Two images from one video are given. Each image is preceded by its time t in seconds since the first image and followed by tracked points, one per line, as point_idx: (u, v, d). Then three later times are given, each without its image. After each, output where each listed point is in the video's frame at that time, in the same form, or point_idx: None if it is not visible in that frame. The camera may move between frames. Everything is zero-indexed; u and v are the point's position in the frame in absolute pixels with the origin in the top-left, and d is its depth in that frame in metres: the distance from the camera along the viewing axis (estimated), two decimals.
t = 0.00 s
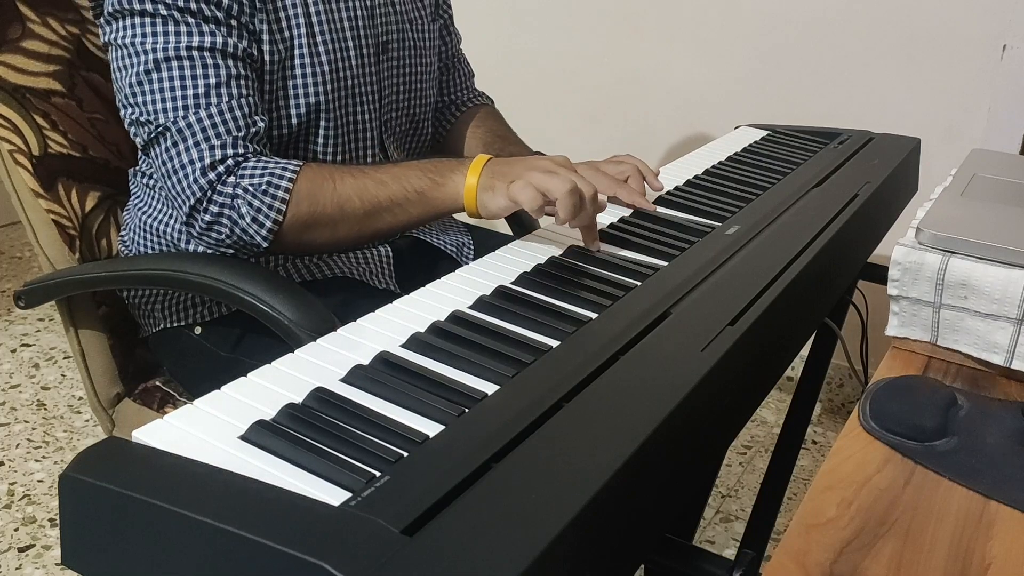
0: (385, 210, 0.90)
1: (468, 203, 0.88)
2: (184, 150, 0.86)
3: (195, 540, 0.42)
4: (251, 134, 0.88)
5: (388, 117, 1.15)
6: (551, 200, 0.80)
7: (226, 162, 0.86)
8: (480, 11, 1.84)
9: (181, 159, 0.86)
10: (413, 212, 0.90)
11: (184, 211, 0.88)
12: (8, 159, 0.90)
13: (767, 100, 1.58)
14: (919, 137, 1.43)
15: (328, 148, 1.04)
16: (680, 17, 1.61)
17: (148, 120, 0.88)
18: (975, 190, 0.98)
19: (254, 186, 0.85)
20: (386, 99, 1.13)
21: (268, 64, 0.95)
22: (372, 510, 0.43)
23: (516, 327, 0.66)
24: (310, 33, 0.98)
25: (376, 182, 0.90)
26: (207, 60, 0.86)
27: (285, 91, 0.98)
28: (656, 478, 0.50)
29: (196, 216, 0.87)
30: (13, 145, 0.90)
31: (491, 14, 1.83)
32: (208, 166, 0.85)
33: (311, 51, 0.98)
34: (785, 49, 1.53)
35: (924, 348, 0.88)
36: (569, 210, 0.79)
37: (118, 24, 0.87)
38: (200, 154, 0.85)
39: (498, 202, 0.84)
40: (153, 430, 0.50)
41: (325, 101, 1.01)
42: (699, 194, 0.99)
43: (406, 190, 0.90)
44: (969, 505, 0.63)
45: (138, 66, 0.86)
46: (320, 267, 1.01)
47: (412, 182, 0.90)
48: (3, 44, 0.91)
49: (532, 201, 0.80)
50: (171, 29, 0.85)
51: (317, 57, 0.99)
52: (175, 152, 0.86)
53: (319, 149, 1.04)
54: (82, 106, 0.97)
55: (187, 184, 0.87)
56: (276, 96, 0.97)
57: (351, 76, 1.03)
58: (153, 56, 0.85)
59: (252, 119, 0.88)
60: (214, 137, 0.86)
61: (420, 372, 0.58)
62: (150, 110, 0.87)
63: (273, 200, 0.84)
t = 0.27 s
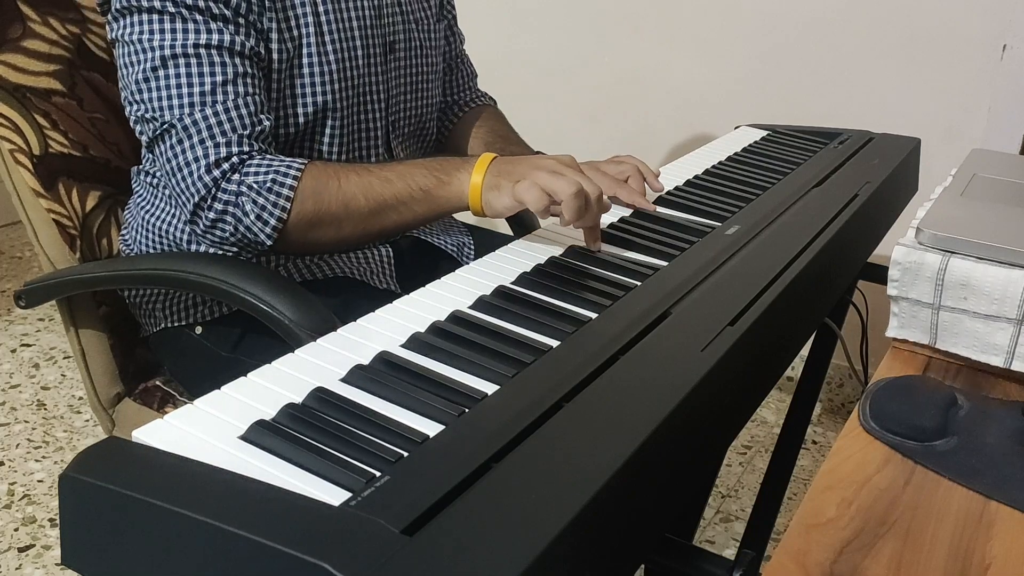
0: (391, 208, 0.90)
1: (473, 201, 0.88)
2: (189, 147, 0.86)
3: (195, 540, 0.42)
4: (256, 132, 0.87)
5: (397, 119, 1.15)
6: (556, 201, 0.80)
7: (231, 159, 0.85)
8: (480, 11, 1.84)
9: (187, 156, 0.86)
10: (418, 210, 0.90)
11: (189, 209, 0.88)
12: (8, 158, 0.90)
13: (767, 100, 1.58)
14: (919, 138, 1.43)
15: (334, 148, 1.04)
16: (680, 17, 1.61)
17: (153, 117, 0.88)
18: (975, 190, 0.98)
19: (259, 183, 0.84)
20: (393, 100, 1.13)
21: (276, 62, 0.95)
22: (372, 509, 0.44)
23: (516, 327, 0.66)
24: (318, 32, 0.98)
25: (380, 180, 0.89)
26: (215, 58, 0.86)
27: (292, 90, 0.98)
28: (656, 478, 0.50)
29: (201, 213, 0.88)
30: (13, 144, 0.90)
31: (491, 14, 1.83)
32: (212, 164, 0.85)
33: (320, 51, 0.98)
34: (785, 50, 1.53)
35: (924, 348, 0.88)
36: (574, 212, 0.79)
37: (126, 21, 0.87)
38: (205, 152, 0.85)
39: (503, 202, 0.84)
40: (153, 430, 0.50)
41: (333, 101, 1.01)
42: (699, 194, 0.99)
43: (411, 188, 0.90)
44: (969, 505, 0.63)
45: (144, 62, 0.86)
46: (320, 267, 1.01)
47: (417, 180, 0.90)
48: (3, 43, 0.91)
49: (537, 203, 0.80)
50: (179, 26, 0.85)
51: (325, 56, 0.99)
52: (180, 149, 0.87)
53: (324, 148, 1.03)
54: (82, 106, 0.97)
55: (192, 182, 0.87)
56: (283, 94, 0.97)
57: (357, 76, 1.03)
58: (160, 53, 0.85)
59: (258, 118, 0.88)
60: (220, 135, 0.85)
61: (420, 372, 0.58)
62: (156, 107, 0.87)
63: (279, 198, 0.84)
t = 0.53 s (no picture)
0: (393, 198, 0.89)
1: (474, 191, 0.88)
2: (191, 143, 0.86)
3: (195, 539, 0.42)
4: (259, 129, 0.87)
5: (399, 118, 1.15)
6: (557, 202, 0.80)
7: (232, 154, 0.85)
8: (480, 11, 1.84)
9: (188, 152, 0.86)
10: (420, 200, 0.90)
11: (190, 205, 0.88)
12: (8, 158, 0.90)
13: (767, 100, 1.58)
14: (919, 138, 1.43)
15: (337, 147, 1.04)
16: (680, 17, 1.61)
17: (156, 113, 0.88)
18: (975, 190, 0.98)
19: (260, 177, 0.84)
20: (396, 99, 1.13)
21: (280, 60, 0.95)
22: (372, 509, 0.44)
23: (516, 327, 0.66)
24: (322, 31, 0.98)
25: (382, 171, 0.89)
26: (218, 54, 0.86)
27: (294, 89, 0.98)
28: (656, 478, 0.50)
29: (202, 209, 0.87)
30: (14, 144, 0.91)
31: (491, 14, 1.83)
32: (214, 159, 0.85)
33: (324, 50, 0.98)
34: (785, 49, 1.53)
35: (924, 348, 0.88)
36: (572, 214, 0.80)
37: (131, 18, 0.87)
38: (207, 147, 0.85)
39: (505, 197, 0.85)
40: (154, 430, 0.50)
41: (336, 100, 1.01)
42: (699, 194, 0.99)
43: (413, 178, 0.90)
44: (969, 505, 0.63)
45: (148, 59, 0.86)
46: (320, 267, 1.01)
47: (418, 170, 0.90)
48: (3, 43, 0.91)
49: (541, 204, 0.80)
50: (182, 22, 0.85)
51: (329, 55, 0.99)
52: (182, 144, 0.86)
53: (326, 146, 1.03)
54: (82, 106, 0.97)
55: (194, 178, 0.86)
56: (287, 92, 0.97)
57: (360, 75, 1.03)
58: (164, 49, 0.85)
59: (261, 115, 0.87)
60: (222, 131, 0.85)
61: (420, 373, 0.58)
62: (159, 104, 0.87)
63: (280, 191, 0.84)
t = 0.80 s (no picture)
0: (390, 180, 0.89)
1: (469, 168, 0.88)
2: (187, 139, 0.86)
3: (194, 539, 0.42)
4: (255, 125, 0.87)
5: (397, 118, 1.15)
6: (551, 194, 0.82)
7: (228, 149, 0.85)
8: (480, 11, 1.84)
9: (184, 149, 0.86)
10: (418, 180, 0.90)
11: (188, 201, 0.88)
12: (8, 158, 0.90)
13: (767, 100, 1.57)
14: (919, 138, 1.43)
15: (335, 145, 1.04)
16: (680, 17, 1.61)
17: (154, 110, 0.88)
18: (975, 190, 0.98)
19: (255, 170, 0.84)
20: (394, 99, 1.13)
21: (278, 58, 0.95)
22: (372, 509, 0.43)
23: (516, 327, 0.66)
24: (321, 30, 0.98)
25: (376, 154, 0.89)
26: (216, 51, 0.86)
27: (292, 88, 0.98)
28: (656, 478, 0.50)
29: (200, 204, 0.87)
30: (13, 144, 0.90)
31: (491, 14, 1.83)
32: (210, 153, 0.85)
33: (323, 49, 0.99)
34: (785, 49, 1.53)
35: (924, 348, 0.88)
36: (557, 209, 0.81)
37: (131, 15, 0.87)
38: (203, 141, 0.85)
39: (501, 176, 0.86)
40: (153, 430, 0.50)
41: (334, 98, 1.01)
42: (699, 194, 0.99)
43: (408, 159, 0.89)
44: (969, 505, 0.63)
45: (147, 55, 0.86)
46: (320, 267, 1.01)
47: (413, 152, 0.90)
48: (3, 43, 0.91)
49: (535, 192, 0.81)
50: (181, 20, 0.85)
51: (328, 54, 0.99)
52: (179, 140, 0.86)
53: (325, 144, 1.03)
54: (82, 106, 0.97)
55: (190, 174, 0.86)
56: (285, 91, 0.97)
57: (358, 73, 1.04)
58: (163, 46, 0.85)
59: (258, 112, 0.87)
60: (218, 126, 0.85)
61: (420, 373, 0.58)
62: (156, 101, 0.87)
63: (275, 182, 0.83)
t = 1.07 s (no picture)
0: (377, 196, 0.89)
1: (456, 190, 0.87)
2: (177, 141, 0.86)
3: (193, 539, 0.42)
4: (246, 128, 0.87)
5: (395, 119, 1.15)
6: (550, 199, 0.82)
7: (217, 152, 0.85)
8: (479, 11, 1.84)
9: (173, 150, 0.86)
10: (405, 198, 0.89)
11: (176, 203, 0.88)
12: (8, 158, 0.90)
13: (767, 100, 1.58)
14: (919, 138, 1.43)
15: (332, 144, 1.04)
16: (679, 17, 1.61)
17: (144, 110, 0.88)
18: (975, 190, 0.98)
19: (245, 175, 0.84)
20: (392, 99, 1.13)
21: (272, 59, 0.95)
22: (372, 509, 0.43)
23: (517, 327, 0.66)
24: (316, 31, 0.98)
25: (366, 169, 0.89)
26: (209, 53, 0.86)
27: (287, 88, 0.98)
28: (656, 477, 0.50)
29: (188, 207, 0.87)
30: (13, 145, 0.90)
31: (491, 14, 1.83)
32: (199, 157, 0.85)
33: (318, 50, 0.99)
34: (784, 49, 1.53)
35: (924, 348, 0.88)
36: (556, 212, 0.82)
37: (125, 15, 0.87)
38: (192, 144, 0.85)
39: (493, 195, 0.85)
40: (153, 430, 0.50)
41: (330, 100, 1.01)
42: (699, 194, 0.99)
43: (397, 175, 0.89)
44: (969, 505, 0.63)
45: (140, 56, 0.86)
46: (320, 267, 1.01)
47: (402, 168, 0.89)
48: (3, 44, 0.91)
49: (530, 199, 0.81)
50: (175, 21, 0.85)
51: (324, 55, 0.99)
52: (168, 143, 0.86)
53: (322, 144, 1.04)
54: (82, 106, 0.97)
55: (179, 175, 0.86)
56: (278, 92, 0.97)
57: (354, 75, 1.04)
58: (156, 47, 0.85)
59: (249, 114, 0.87)
60: (208, 129, 0.85)
61: (420, 373, 0.58)
62: (149, 101, 0.87)
63: (263, 189, 0.84)
